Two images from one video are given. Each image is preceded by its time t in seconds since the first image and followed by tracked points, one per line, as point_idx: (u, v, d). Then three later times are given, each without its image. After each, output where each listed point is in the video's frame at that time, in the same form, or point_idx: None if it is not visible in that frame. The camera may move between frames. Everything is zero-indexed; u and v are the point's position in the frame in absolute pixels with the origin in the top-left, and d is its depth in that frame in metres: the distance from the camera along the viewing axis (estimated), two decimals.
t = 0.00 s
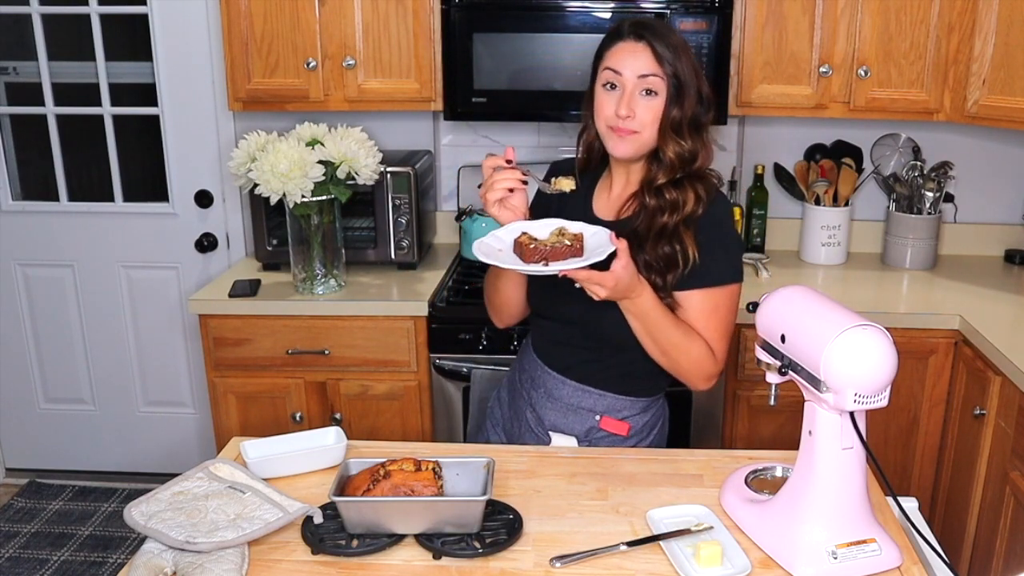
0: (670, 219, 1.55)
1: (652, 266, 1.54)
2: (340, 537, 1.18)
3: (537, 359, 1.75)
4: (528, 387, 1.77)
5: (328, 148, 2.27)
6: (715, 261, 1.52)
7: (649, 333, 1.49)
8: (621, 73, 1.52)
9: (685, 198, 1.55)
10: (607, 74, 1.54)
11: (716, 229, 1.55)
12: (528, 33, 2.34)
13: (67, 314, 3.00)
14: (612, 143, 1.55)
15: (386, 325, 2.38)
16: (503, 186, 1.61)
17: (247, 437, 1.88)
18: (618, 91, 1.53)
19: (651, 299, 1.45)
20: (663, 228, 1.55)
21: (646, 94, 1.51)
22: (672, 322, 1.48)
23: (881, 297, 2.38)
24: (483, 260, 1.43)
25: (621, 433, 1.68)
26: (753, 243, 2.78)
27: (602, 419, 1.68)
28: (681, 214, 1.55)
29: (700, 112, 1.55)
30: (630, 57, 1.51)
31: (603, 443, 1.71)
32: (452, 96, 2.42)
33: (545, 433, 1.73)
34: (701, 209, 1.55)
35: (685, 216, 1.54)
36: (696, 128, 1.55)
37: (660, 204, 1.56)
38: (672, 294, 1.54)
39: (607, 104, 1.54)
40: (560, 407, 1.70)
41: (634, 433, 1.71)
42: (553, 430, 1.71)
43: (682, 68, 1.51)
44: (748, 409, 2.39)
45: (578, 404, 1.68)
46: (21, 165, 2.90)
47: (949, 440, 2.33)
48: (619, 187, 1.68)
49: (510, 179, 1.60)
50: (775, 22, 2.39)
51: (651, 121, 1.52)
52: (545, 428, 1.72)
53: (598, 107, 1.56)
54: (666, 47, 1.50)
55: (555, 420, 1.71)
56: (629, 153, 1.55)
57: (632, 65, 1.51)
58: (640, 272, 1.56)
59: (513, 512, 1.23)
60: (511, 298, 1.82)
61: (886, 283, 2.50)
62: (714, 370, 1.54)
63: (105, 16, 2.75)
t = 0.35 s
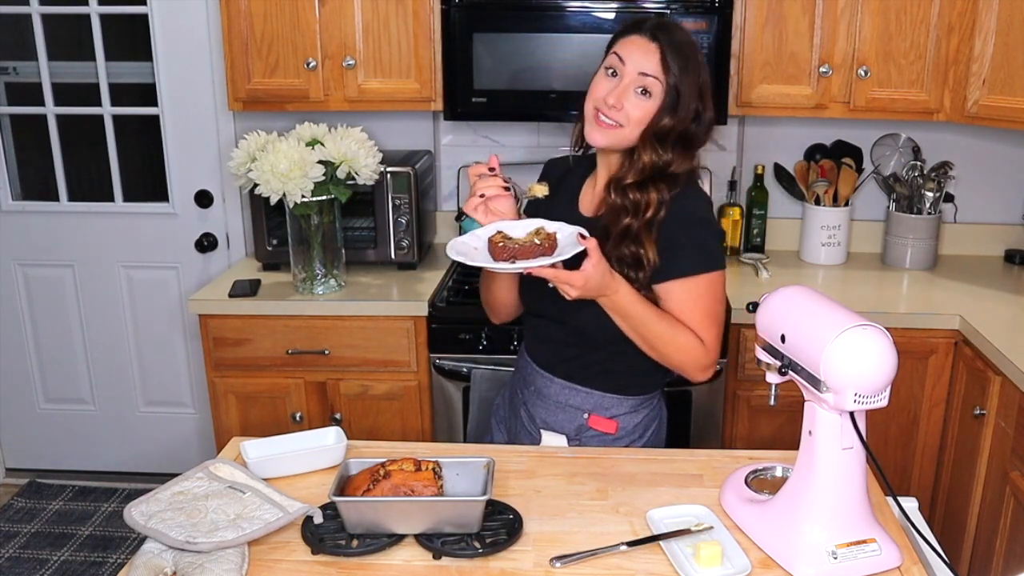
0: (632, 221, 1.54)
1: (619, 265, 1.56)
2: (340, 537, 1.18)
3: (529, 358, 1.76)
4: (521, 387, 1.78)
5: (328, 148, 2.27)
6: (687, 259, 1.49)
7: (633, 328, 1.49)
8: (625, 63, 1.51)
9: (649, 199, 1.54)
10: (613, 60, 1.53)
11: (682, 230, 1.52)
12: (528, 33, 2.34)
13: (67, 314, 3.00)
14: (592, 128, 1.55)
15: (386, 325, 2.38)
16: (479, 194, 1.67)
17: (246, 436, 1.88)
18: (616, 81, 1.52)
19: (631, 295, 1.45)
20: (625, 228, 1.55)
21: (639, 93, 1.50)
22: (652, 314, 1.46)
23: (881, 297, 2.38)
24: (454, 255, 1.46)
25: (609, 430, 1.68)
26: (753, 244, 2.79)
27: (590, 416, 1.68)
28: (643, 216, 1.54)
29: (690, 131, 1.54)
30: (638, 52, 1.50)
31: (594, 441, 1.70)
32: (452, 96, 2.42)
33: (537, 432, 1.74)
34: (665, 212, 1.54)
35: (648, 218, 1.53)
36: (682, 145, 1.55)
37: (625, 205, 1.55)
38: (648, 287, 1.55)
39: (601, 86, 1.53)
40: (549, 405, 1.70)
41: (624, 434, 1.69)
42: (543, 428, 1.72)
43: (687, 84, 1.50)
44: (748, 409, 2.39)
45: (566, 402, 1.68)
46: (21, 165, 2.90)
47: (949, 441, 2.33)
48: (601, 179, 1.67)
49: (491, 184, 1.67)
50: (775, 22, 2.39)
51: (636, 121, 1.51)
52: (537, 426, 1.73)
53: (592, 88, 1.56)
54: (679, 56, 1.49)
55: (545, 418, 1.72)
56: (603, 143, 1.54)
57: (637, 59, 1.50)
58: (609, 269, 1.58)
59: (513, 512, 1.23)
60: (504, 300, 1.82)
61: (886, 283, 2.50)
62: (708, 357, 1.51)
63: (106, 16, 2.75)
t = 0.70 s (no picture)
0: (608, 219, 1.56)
1: (595, 261, 1.59)
2: (340, 537, 1.18)
3: (523, 358, 1.78)
4: (517, 387, 1.80)
5: (328, 148, 2.27)
6: (664, 260, 1.48)
7: (613, 328, 1.48)
8: (620, 62, 1.50)
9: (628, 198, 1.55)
10: (608, 60, 1.53)
11: (657, 233, 1.51)
12: (528, 33, 2.33)
13: (67, 314, 3.00)
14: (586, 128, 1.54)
15: (386, 325, 2.38)
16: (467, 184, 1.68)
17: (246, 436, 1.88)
18: (610, 80, 1.52)
19: (609, 295, 1.45)
20: (602, 226, 1.57)
21: (635, 93, 1.50)
22: (632, 316, 1.45)
23: (881, 297, 2.38)
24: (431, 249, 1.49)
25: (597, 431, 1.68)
26: (753, 244, 2.79)
27: (580, 417, 1.68)
28: (620, 215, 1.55)
29: (685, 129, 1.53)
30: (632, 51, 1.50)
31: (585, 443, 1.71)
32: (452, 96, 2.42)
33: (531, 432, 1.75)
34: (641, 212, 1.54)
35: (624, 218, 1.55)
36: (676, 144, 1.55)
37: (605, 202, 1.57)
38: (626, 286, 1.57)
39: (596, 87, 1.53)
40: (540, 405, 1.71)
41: (614, 436, 1.69)
42: (536, 428, 1.73)
43: (682, 82, 1.50)
44: (748, 409, 2.39)
45: (556, 402, 1.69)
46: (21, 165, 2.90)
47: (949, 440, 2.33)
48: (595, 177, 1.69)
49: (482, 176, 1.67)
50: (775, 22, 2.39)
51: (631, 121, 1.51)
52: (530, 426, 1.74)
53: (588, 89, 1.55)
54: (673, 55, 1.49)
55: (537, 418, 1.73)
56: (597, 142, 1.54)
57: (632, 59, 1.49)
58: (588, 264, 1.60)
59: (513, 512, 1.23)
60: (501, 297, 1.84)
61: (886, 283, 2.50)
62: (692, 364, 1.49)
63: (106, 16, 2.75)
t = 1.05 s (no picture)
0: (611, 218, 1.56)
1: (596, 260, 1.58)
2: (340, 537, 1.18)
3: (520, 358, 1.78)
4: (514, 388, 1.80)
5: (328, 148, 2.27)
6: (665, 261, 1.47)
7: (611, 327, 1.48)
8: (621, 66, 1.52)
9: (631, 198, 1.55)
10: (611, 64, 1.54)
11: (660, 234, 1.51)
12: (528, 32, 2.33)
13: (67, 314, 3.00)
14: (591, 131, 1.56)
15: (386, 325, 2.38)
16: (467, 180, 1.69)
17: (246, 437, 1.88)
18: (614, 82, 1.53)
19: (609, 292, 1.44)
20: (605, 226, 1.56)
21: (637, 94, 1.51)
22: (631, 314, 1.45)
23: (881, 297, 2.38)
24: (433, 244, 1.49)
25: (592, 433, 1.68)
26: (753, 244, 2.79)
27: (574, 419, 1.68)
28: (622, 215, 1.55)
29: (691, 130, 1.53)
30: (634, 54, 1.51)
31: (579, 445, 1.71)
32: (452, 96, 2.42)
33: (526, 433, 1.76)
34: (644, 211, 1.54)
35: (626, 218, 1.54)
36: (681, 144, 1.54)
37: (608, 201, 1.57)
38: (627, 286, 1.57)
39: (600, 90, 1.55)
40: (536, 406, 1.72)
41: (607, 439, 1.69)
42: (531, 428, 1.74)
43: (684, 81, 1.50)
44: (749, 409, 2.39)
45: (550, 403, 1.70)
46: (21, 165, 2.90)
47: (949, 440, 2.33)
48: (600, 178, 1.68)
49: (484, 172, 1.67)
50: (775, 22, 2.39)
51: (635, 122, 1.52)
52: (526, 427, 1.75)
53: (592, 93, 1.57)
54: (676, 56, 1.49)
55: (532, 419, 1.73)
56: (602, 144, 1.55)
57: (633, 61, 1.50)
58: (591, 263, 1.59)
59: (513, 512, 1.23)
60: (502, 293, 1.84)
61: (886, 283, 2.50)
62: (689, 365, 1.47)
63: (106, 16, 2.75)
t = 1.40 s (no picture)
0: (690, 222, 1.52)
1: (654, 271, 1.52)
2: (340, 537, 1.18)
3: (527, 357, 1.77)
4: (518, 386, 1.78)
5: (328, 148, 2.27)
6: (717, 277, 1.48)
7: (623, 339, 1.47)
8: (605, 85, 1.51)
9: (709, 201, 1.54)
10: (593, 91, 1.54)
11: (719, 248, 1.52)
12: (528, 32, 2.33)
13: (67, 314, 3.00)
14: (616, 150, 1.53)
15: (386, 326, 2.38)
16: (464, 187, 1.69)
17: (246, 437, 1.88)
18: (607, 103, 1.51)
19: (624, 300, 1.44)
20: (679, 230, 1.52)
21: (635, 96, 1.49)
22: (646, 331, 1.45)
23: (881, 297, 2.37)
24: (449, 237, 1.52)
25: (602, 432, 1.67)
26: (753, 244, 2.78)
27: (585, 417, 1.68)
28: (703, 217, 1.53)
29: (694, 108, 1.52)
30: (612, 68, 1.50)
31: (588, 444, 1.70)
32: (452, 96, 2.42)
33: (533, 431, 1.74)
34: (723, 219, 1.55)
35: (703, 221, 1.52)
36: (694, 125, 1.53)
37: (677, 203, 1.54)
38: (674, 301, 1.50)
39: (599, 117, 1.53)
40: (546, 405, 1.70)
41: (617, 436, 1.69)
42: (539, 426, 1.72)
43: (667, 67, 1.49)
44: (748, 409, 2.39)
45: (562, 402, 1.68)
46: (21, 165, 2.90)
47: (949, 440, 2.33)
48: (630, 185, 1.65)
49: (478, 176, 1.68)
50: (775, 22, 2.39)
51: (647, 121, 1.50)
52: (533, 425, 1.73)
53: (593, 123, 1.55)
54: (650, 50, 1.49)
55: (540, 417, 1.72)
56: (634, 157, 1.52)
57: (615, 74, 1.50)
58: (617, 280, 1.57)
59: (513, 512, 1.23)
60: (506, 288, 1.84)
61: (886, 283, 2.50)
62: (686, 394, 1.49)
63: (106, 16, 2.75)
